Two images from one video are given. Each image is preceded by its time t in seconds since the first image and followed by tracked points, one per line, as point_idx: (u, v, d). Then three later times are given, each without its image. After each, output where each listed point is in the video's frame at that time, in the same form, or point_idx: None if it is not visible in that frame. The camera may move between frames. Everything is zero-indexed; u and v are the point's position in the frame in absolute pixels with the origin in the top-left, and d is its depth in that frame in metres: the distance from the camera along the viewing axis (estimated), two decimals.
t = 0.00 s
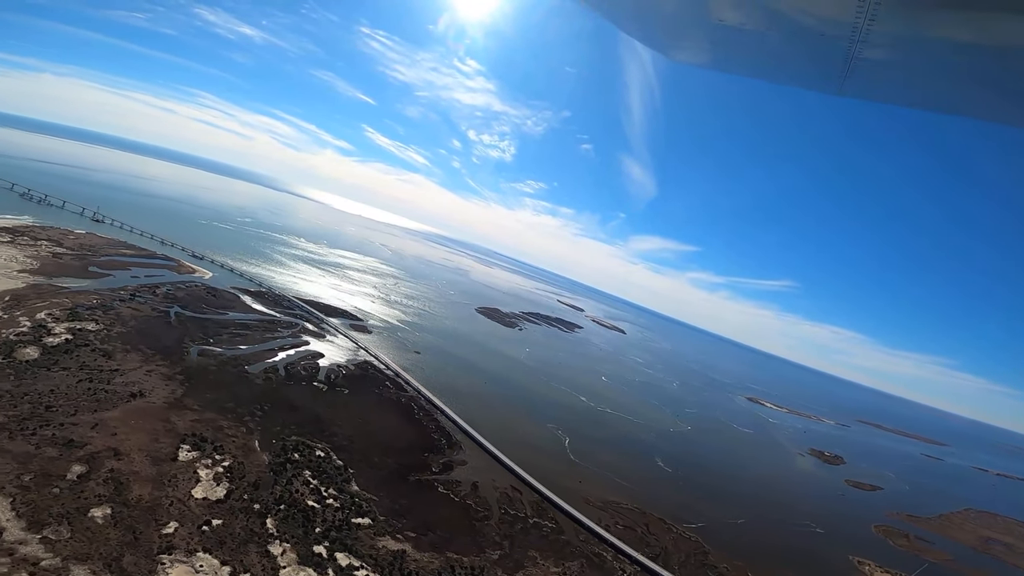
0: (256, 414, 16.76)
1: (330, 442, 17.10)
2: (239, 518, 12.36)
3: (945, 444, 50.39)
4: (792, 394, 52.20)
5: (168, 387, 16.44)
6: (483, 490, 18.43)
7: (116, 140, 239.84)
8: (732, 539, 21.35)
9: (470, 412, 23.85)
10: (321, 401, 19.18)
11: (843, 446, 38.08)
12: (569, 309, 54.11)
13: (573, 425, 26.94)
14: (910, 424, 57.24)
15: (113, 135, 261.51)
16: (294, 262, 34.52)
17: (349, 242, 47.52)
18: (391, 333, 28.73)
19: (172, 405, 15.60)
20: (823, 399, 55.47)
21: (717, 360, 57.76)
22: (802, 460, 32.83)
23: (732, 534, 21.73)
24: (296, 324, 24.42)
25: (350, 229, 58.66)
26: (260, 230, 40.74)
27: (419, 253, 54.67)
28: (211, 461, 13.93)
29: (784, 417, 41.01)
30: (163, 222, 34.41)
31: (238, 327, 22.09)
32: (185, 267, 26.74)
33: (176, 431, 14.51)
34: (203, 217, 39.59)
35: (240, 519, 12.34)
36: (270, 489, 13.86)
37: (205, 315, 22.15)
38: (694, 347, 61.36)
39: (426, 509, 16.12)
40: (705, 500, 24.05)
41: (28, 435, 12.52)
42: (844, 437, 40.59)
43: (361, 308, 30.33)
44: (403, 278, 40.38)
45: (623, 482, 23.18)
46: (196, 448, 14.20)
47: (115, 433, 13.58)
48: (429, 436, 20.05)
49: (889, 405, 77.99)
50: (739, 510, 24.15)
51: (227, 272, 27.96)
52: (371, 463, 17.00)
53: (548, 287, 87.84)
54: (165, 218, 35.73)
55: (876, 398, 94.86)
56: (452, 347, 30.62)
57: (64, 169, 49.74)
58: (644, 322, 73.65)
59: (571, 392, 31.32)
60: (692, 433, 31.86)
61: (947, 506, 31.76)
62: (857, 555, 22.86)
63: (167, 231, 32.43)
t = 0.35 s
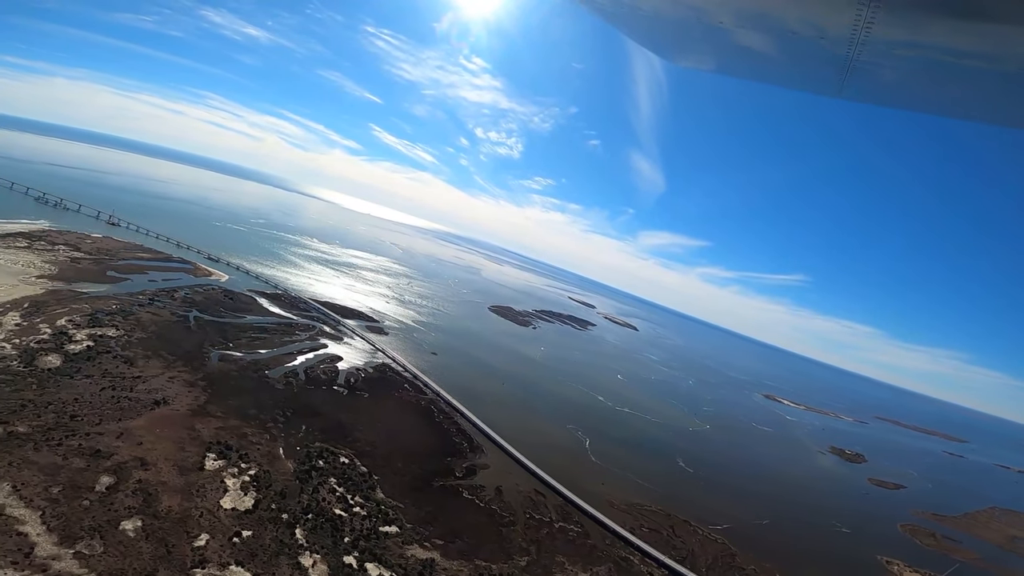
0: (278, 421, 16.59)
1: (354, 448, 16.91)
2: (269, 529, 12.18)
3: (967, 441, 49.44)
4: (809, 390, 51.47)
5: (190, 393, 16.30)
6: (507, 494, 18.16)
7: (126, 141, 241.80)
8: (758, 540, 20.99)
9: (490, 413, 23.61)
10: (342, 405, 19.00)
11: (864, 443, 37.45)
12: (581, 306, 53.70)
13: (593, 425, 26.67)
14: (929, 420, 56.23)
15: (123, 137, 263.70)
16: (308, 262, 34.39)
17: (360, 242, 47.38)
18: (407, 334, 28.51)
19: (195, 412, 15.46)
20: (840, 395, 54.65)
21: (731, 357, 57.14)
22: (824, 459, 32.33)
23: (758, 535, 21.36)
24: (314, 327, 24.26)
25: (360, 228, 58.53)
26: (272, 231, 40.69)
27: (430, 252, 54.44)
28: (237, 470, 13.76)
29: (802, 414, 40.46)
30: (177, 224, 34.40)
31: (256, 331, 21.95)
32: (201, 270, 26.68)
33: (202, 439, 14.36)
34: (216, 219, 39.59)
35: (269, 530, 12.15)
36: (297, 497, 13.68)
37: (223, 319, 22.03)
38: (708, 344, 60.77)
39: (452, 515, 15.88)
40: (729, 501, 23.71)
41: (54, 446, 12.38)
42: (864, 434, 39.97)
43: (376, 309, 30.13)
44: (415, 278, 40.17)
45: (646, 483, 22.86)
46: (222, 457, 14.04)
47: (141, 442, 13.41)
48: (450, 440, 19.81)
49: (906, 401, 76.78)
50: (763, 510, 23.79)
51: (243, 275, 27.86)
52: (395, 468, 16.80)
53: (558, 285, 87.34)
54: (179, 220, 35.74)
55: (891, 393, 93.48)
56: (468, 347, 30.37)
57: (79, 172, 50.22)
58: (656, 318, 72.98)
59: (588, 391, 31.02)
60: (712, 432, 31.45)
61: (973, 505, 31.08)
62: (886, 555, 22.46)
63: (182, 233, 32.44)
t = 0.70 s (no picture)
0: (301, 427, 16.42)
1: (377, 454, 16.70)
2: (299, 540, 12.00)
3: (987, 438, 48.69)
4: (824, 387, 50.90)
5: (212, 401, 16.15)
6: (531, 499, 17.89)
7: (133, 143, 243.00)
8: (784, 542, 20.62)
9: (509, 416, 23.36)
10: (363, 410, 18.80)
11: (884, 441, 36.95)
12: (592, 303, 53.31)
13: (611, 425, 26.39)
14: (948, 417, 55.44)
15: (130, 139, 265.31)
16: (321, 264, 34.27)
17: (371, 242, 47.25)
18: (422, 336, 28.29)
19: (219, 420, 15.31)
20: (856, 391, 54.01)
21: (745, 353, 56.60)
22: (845, 457, 31.89)
23: (783, 536, 21.03)
24: (330, 330, 24.10)
25: (370, 227, 58.40)
26: (284, 232, 40.63)
27: (440, 251, 54.25)
28: (263, 480, 13.60)
29: (820, 412, 40.00)
30: (190, 227, 34.40)
31: (274, 335, 21.81)
32: (217, 273, 26.60)
33: (227, 448, 14.21)
34: (228, 221, 39.58)
35: (299, 541, 11.97)
36: (324, 507, 13.49)
37: (241, 323, 21.91)
38: (721, 340, 60.28)
39: (478, 522, 15.63)
40: (752, 501, 23.38)
41: (80, 457, 12.22)
42: (883, 432, 39.45)
43: (391, 310, 29.94)
44: (428, 277, 39.96)
45: (669, 485, 22.53)
46: (248, 466, 13.88)
47: (167, 452, 13.25)
48: (472, 444, 19.57)
49: (922, 396, 75.82)
50: (787, 511, 23.42)
51: (258, 278, 27.76)
52: (419, 475, 16.58)
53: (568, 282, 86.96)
54: (192, 223, 35.74)
55: (905, 388, 92.38)
56: (483, 348, 30.13)
57: (92, 176, 50.54)
58: (668, 314, 72.43)
59: (605, 391, 30.72)
60: (731, 431, 31.09)
61: (999, 503, 30.51)
62: (914, 554, 22.11)
63: (196, 236, 32.40)
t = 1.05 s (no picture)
0: (322, 434, 16.20)
1: (399, 461, 16.47)
2: (327, 552, 11.79)
3: (1005, 435, 47.99)
4: (839, 384, 50.34)
5: (233, 409, 15.99)
6: (555, 504, 17.59)
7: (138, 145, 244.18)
8: (811, 544, 20.25)
9: (527, 419, 23.10)
10: (383, 415, 18.58)
11: (902, 440, 36.44)
12: (603, 302, 52.93)
13: (629, 427, 26.08)
14: (964, 414, 54.71)
15: (136, 141, 266.39)
16: (333, 265, 34.11)
17: (380, 242, 47.09)
18: (437, 338, 28.07)
19: (241, 428, 15.13)
20: (871, 389, 53.36)
21: (757, 351, 56.12)
22: (864, 457, 31.46)
23: (809, 538, 20.67)
24: (346, 334, 23.92)
25: (378, 227, 58.26)
26: (294, 233, 40.52)
27: (449, 250, 54.04)
28: (288, 490, 13.39)
29: (836, 410, 39.54)
30: (202, 229, 34.33)
31: (291, 339, 21.65)
32: (231, 277, 26.49)
33: (250, 458, 14.02)
34: (239, 223, 39.53)
35: (327, 553, 11.77)
36: (349, 517, 13.28)
37: (258, 328, 21.76)
38: (733, 338, 59.80)
39: (504, 529, 15.33)
40: (775, 503, 23.03)
41: (105, 468, 12.04)
42: (901, 430, 38.94)
43: (404, 312, 29.73)
44: (439, 278, 39.75)
45: (690, 487, 22.19)
46: (272, 476, 13.68)
47: (191, 462, 13.07)
48: (492, 449, 19.29)
49: (936, 393, 74.98)
50: (811, 512, 23.05)
51: (271, 281, 27.63)
52: (442, 482, 16.33)
53: (575, 281, 86.58)
54: (204, 225, 35.69)
55: (917, 384, 91.51)
56: (497, 349, 29.90)
57: (104, 179, 50.70)
58: (678, 311, 71.91)
59: (620, 391, 30.41)
60: (749, 431, 30.73)
61: None
62: (941, 555, 21.70)
63: (209, 239, 32.32)
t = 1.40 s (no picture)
0: (343, 442, 15.99)
1: (420, 469, 16.22)
2: (354, 565, 11.55)
3: None
4: (854, 384, 49.68)
5: (253, 417, 15.80)
6: (578, 510, 17.27)
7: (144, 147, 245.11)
8: (837, 548, 19.85)
9: (545, 423, 22.81)
10: (402, 422, 18.34)
11: (921, 441, 35.83)
12: (613, 302, 52.55)
13: (646, 430, 25.77)
14: (982, 413, 53.83)
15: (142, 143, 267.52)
16: (345, 267, 33.92)
17: (390, 243, 46.91)
18: (451, 340, 27.83)
19: (262, 437, 14.94)
20: (887, 389, 52.59)
21: (769, 350, 55.55)
22: (884, 458, 30.93)
23: (834, 542, 20.27)
24: (361, 338, 23.71)
25: (387, 228, 58.08)
26: (305, 235, 40.39)
27: (459, 251, 53.82)
28: (312, 500, 13.18)
29: (853, 410, 39.01)
30: (214, 232, 34.24)
31: (307, 344, 21.47)
32: (245, 280, 26.36)
33: (273, 468, 13.81)
34: (250, 225, 39.43)
35: (355, 566, 11.54)
36: (374, 528, 13.03)
37: (274, 332, 21.59)
38: (745, 337, 59.24)
39: (529, 537, 15.03)
40: (798, 505, 22.64)
41: (129, 480, 11.86)
42: (920, 431, 38.33)
43: (417, 314, 29.50)
44: (449, 279, 39.49)
45: (711, 491, 21.84)
46: (296, 486, 13.46)
47: (214, 473, 12.88)
48: (513, 455, 19.02)
49: (951, 392, 73.79)
50: (835, 515, 22.65)
51: (285, 284, 27.47)
52: (464, 490, 16.08)
53: (583, 281, 86.10)
54: (216, 228, 35.61)
55: (932, 383, 90.16)
56: (512, 351, 29.61)
57: (115, 181, 50.80)
58: (688, 310, 71.32)
59: (636, 393, 30.11)
60: (766, 432, 30.34)
61: None
62: (970, 557, 21.23)
63: (221, 241, 32.22)
